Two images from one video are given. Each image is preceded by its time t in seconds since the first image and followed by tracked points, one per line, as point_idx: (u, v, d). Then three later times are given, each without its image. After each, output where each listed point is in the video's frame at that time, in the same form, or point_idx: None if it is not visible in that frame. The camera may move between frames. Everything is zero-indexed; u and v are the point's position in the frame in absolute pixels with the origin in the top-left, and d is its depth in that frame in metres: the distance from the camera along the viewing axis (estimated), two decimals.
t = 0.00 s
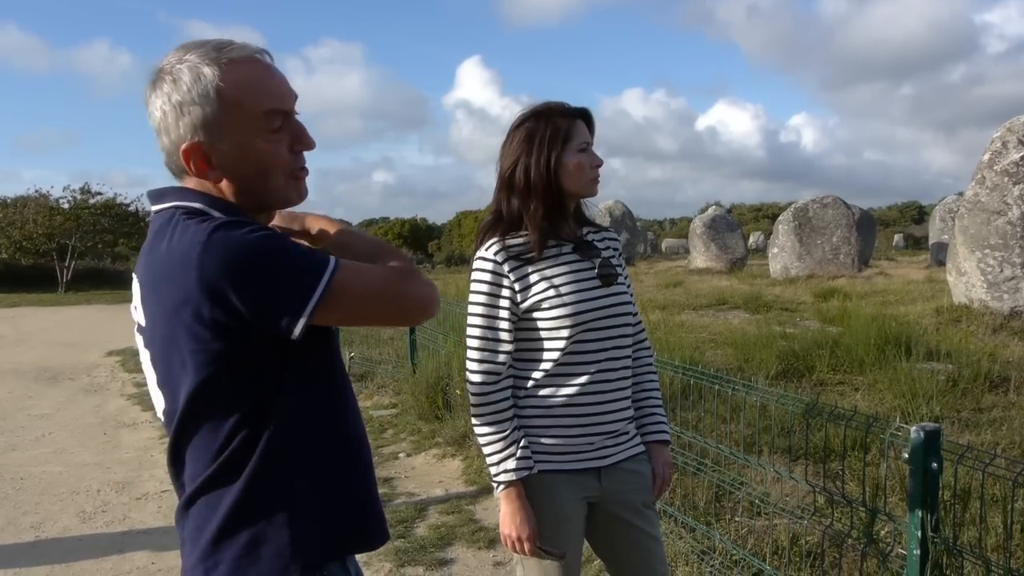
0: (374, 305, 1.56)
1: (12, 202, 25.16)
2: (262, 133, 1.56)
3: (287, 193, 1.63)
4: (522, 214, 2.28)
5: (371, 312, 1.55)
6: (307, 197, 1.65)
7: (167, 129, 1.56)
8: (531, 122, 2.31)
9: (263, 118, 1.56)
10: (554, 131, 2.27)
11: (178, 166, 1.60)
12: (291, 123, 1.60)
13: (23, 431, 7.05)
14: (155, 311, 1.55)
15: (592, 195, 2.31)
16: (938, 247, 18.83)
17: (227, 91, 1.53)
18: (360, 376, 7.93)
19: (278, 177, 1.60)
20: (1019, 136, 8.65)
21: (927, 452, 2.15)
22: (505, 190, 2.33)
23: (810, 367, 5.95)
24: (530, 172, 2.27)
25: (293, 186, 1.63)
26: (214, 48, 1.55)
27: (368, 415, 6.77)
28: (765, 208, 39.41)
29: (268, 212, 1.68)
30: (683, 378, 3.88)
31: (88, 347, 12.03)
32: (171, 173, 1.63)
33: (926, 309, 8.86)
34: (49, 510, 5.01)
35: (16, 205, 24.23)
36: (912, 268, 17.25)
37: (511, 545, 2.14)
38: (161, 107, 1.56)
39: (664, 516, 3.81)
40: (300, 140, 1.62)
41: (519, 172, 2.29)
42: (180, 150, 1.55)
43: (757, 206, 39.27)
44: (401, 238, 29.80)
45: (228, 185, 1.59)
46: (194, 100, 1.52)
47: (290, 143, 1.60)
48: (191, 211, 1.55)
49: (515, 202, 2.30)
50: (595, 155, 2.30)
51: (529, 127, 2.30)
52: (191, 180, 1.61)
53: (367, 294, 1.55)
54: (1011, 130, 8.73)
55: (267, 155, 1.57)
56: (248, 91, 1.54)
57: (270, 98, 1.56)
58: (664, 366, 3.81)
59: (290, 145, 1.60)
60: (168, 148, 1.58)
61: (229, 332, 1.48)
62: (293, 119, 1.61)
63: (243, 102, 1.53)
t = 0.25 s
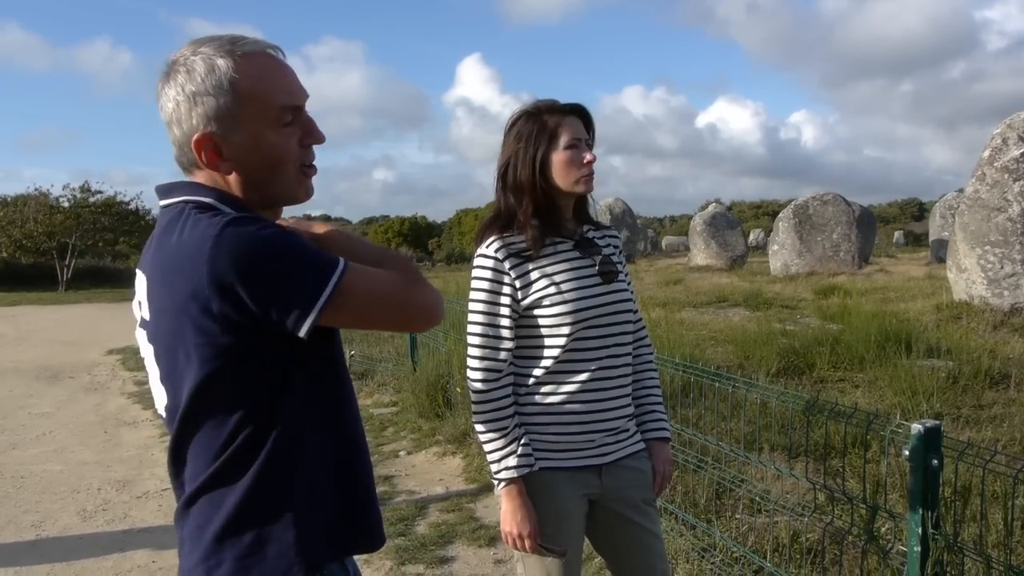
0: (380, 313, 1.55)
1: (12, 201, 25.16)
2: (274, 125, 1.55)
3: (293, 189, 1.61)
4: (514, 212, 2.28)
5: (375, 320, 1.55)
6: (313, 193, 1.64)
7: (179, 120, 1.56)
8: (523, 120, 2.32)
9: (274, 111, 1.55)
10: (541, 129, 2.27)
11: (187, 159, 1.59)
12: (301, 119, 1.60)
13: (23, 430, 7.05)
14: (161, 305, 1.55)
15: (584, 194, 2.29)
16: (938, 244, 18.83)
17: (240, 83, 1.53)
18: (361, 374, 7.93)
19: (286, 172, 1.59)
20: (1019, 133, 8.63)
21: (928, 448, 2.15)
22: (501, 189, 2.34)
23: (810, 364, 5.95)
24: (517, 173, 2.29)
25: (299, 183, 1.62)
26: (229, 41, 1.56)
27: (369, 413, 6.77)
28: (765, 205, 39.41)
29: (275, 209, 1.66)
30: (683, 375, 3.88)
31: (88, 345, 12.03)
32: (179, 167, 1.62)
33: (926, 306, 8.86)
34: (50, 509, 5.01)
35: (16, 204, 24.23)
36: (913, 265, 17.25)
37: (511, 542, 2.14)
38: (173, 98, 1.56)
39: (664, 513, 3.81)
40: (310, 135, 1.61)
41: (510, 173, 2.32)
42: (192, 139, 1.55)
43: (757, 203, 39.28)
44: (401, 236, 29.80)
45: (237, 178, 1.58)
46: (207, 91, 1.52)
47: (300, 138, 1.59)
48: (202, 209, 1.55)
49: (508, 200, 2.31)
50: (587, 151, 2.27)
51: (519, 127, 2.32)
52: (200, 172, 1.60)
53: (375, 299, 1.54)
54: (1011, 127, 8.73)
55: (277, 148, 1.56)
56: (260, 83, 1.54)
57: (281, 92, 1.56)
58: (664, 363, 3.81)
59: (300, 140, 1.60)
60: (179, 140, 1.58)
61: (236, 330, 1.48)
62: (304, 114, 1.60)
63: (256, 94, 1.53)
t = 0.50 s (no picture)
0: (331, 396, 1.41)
1: (12, 199, 25.17)
2: (282, 110, 1.56)
3: (302, 174, 1.62)
4: (512, 210, 2.28)
5: (328, 400, 1.40)
6: (319, 178, 1.65)
7: (187, 115, 1.53)
8: (520, 118, 2.32)
9: (281, 96, 1.56)
10: (538, 126, 2.27)
11: (196, 154, 1.56)
12: (303, 105, 1.61)
13: (23, 428, 7.06)
14: (152, 314, 1.52)
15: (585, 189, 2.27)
16: (938, 242, 18.83)
17: (247, 71, 1.53)
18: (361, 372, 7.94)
19: (296, 157, 1.59)
20: (1019, 130, 8.62)
21: (928, 445, 2.15)
22: (501, 187, 2.34)
23: (811, 362, 5.95)
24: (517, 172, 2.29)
25: (306, 168, 1.63)
26: (226, 34, 1.56)
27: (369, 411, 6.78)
28: (766, 203, 39.42)
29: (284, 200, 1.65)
30: (683, 372, 3.87)
31: (89, 343, 12.04)
32: (185, 165, 1.59)
33: (926, 303, 8.86)
34: (50, 506, 5.01)
35: (17, 202, 24.23)
36: (913, 262, 17.26)
37: (512, 540, 2.14)
38: (178, 93, 1.54)
39: (664, 511, 3.80)
40: (314, 120, 1.63)
41: (509, 171, 2.32)
42: (204, 133, 1.52)
43: (757, 201, 39.29)
44: (401, 234, 29.81)
45: (249, 168, 1.57)
46: (216, 81, 1.51)
47: (304, 123, 1.60)
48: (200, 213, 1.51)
49: (507, 198, 2.31)
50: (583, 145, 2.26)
51: (517, 125, 2.32)
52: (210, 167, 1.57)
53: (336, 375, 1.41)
54: (1011, 124, 8.72)
55: (287, 134, 1.56)
56: (261, 70, 1.54)
57: (285, 78, 1.57)
58: (664, 361, 3.80)
59: (302, 125, 1.60)
60: (188, 135, 1.55)
61: (233, 354, 1.43)
62: (305, 100, 1.62)
63: (263, 81, 1.54)
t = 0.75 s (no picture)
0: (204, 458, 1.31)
1: (13, 196, 25.17)
2: (285, 108, 1.57)
3: (302, 172, 1.63)
4: (514, 211, 2.27)
5: (199, 447, 1.31)
6: (317, 174, 1.67)
7: (193, 114, 1.51)
8: (525, 115, 2.31)
9: (283, 94, 1.57)
10: (546, 124, 2.26)
11: (200, 155, 1.54)
12: (301, 103, 1.63)
13: (24, 425, 7.06)
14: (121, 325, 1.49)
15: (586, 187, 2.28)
16: (938, 241, 18.81)
17: (251, 69, 1.53)
18: (361, 370, 7.94)
19: (298, 154, 1.61)
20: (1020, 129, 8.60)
21: (929, 444, 2.14)
22: (503, 186, 2.33)
23: (811, 361, 5.95)
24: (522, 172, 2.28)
25: (305, 165, 1.65)
26: (222, 32, 1.56)
27: (369, 409, 6.78)
28: (766, 202, 39.41)
29: (281, 198, 1.66)
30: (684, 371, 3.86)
31: (89, 341, 12.04)
32: (186, 165, 1.57)
33: (927, 302, 8.86)
34: (51, 503, 5.01)
35: (17, 199, 24.23)
36: (913, 261, 17.25)
37: (513, 538, 2.14)
38: (181, 93, 1.51)
39: (665, 510, 3.80)
40: (311, 117, 1.65)
41: (513, 170, 2.31)
42: (213, 133, 1.51)
43: (757, 200, 39.29)
44: (401, 232, 29.81)
45: (254, 167, 1.56)
46: (223, 80, 1.50)
47: (303, 120, 1.62)
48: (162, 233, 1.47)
49: (512, 197, 2.29)
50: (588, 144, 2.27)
51: (522, 123, 2.30)
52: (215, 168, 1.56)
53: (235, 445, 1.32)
54: (1012, 123, 8.70)
55: (290, 130, 1.58)
56: (264, 68, 1.55)
57: (284, 76, 1.59)
58: (664, 360, 3.80)
59: (302, 121, 1.62)
60: (193, 135, 1.53)
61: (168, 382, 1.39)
62: (303, 98, 1.63)
63: (266, 79, 1.54)
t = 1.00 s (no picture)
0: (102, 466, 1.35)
1: (12, 195, 25.15)
2: (276, 105, 1.60)
3: (294, 171, 1.65)
4: (524, 206, 2.26)
5: (98, 454, 1.34)
6: (308, 173, 1.69)
7: (187, 110, 1.52)
8: (536, 112, 2.29)
9: (274, 91, 1.60)
10: (560, 123, 2.25)
11: (193, 152, 1.55)
12: (292, 101, 1.65)
13: (24, 424, 7.06)
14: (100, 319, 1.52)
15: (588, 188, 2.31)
16: (938, 239, 18.81)
17: (244, 66, 1.55)
18: (361, 369, 7.94)
19: (290, 152, 1.63)
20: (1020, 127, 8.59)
21: (929, 442, 2.15)
22: (509, 182, 2.31)
23: (811, 359, 5.95)
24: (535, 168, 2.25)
25: (297, 165, 1.66)
26: (216, 30, 1.58)
27: (369, 408, 6.78)
28: (766, 200, 39.42)
29: (272, 197, 1.67)
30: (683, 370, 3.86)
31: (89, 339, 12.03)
32: (178, 163, 1.57)
33: (927, 300, 8.86)
34: (51, 502, 5.01)
35: (17, 198, 24.22)
36: (912, 259, 17.26)
37: (514, 537, 2.15)
38: (174, 88, 1.51)
39: (665, 508, 3.80)
40: (301, 117, 1.67)
41: (521, 166, 2.28)
42: (207, 128, 1.52)
43: (757, 198, 39.31)
44: (401, 230, 29.79)
45: (247, 164, 1.58)
46: (217, 76, 1.52)
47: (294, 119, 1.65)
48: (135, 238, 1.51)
49: (518, 194, 2.28)
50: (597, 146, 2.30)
51: (534, 119, 2.28)
52: (208, 165, 1.56)
53: (139, 463, 1.36)
54: (1012, 121, 8.70)
55: (281, 128, 1.60)
56: (257, 66, 1.58)
57: (276, 74, 1.61)
58: (664, 358, 3.80)
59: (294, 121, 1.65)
60: (186, 130, 1.53)
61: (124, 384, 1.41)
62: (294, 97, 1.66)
63: (259, 76, 1.57)
